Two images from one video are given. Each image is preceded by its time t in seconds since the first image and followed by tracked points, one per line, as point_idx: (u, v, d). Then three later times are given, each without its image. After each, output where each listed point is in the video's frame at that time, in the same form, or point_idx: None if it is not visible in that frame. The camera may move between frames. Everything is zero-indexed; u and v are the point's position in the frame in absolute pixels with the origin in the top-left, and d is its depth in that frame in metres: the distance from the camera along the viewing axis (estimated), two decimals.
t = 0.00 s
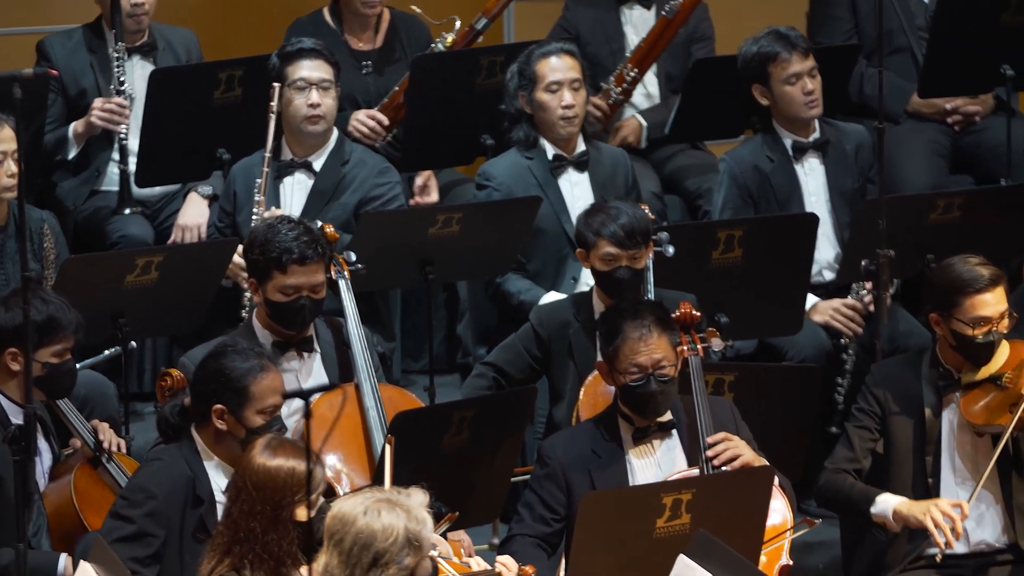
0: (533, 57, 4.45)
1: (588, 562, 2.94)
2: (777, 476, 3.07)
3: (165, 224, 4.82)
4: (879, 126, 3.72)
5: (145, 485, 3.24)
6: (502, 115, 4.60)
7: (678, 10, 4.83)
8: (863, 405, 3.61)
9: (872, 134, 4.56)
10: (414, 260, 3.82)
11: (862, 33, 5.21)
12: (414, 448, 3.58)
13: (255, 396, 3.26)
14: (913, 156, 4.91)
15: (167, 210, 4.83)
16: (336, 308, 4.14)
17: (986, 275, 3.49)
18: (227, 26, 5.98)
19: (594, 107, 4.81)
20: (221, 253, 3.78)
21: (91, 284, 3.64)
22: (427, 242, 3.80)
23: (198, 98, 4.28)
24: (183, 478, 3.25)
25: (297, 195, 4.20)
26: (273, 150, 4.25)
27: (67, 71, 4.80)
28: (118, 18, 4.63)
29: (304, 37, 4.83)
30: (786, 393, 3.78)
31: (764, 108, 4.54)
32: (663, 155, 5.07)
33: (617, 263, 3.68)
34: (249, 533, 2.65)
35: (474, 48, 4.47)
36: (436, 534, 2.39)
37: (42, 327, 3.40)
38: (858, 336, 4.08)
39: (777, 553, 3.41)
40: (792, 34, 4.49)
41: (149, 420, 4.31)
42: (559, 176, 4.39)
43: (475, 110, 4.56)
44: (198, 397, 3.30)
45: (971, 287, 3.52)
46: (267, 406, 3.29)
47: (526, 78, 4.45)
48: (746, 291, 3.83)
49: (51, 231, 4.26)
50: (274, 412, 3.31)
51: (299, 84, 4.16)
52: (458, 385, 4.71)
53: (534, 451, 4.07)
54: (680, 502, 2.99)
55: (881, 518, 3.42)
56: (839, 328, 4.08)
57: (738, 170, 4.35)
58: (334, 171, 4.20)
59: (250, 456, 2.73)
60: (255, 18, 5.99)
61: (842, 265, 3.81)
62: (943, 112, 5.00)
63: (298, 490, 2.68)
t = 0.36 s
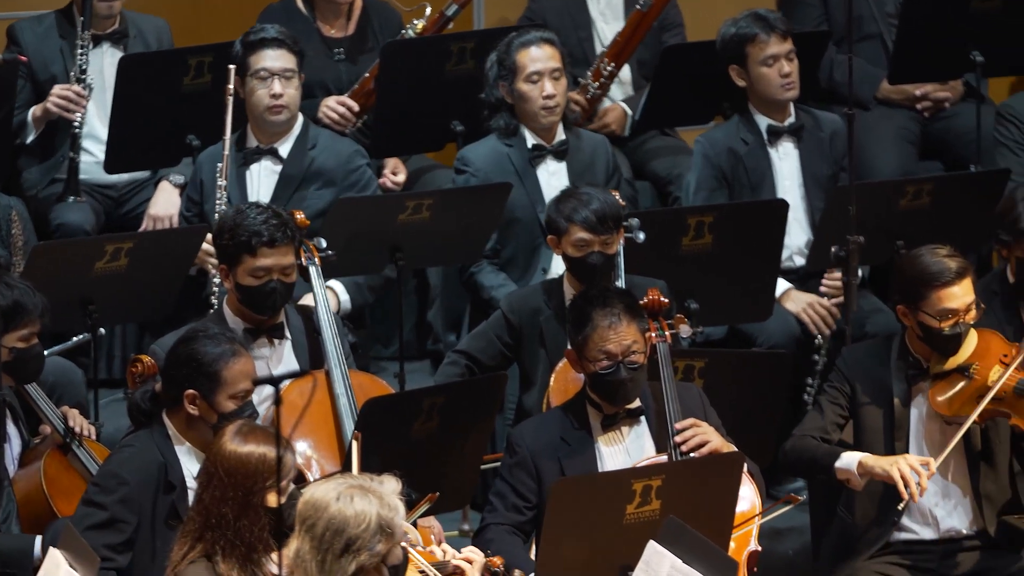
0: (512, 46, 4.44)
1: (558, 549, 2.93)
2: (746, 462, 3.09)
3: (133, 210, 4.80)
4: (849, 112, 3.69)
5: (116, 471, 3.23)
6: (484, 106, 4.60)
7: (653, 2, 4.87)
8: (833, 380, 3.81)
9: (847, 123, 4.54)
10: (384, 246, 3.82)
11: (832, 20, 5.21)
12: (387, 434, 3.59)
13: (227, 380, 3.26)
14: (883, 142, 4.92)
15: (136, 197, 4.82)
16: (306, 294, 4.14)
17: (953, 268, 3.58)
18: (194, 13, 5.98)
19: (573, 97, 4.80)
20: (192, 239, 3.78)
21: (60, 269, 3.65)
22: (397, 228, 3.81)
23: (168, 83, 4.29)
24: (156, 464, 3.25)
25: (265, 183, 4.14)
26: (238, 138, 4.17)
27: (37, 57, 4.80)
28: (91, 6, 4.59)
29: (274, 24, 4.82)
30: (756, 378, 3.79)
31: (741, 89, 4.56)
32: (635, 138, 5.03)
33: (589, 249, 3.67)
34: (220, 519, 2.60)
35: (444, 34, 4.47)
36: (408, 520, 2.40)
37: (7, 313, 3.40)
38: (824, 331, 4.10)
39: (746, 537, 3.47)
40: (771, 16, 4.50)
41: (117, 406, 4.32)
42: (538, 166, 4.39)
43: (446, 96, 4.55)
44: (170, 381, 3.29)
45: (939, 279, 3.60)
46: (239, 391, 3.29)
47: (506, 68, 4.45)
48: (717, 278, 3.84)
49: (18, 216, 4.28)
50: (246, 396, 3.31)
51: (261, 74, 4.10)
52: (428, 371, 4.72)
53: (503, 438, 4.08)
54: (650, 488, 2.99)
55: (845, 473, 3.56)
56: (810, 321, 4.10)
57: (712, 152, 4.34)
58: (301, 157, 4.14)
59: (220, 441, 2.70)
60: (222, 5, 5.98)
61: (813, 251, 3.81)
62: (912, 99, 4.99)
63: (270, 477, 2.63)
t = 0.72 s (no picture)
0: (505, 39, 4.37)
1: (527, 537, 2.94)
2: (714, 452, 3.09)
3: (102, 200, 4.81)
4: (819, 100, 3.68)
5: (84, 461, 3.22)
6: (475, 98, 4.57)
7: None
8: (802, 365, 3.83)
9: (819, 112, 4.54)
10: (353, 235, 3.81)
11: (801, 7, 5.20)
12: (356, 423, 3.59)
13: (193, 367, 3.25)
14: (852, 131, 4.90)
15: (104, 186, 4.82)
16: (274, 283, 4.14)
17: (922, 265, 3.60)
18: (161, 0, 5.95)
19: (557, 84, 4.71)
20: (161, 227, 3.77)
21: (28, 258, 3.65)
22: (366, 217, 3.80)
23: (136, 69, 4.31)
24: (123, 453, 3.24)
25: (236, 172, 4.15)
26: (208, 127, 4.17)
27: (4, 46, 4.78)
28: None
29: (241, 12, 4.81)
30: (726, 366, 3.78)
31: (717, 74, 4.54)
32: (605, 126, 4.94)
33: (559, 238, 3.66)
34: (190, 506, 2.60)
35: (413, 22, 4.46)
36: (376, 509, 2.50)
37: None
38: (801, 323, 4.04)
39: (715, 525, 3.52)
40: (748, 1, 4.49)
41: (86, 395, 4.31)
42: (519, 159, 4.35)
43: (415, 84, 4.55)
44: (136, 370, 3.28)
45: (908, 275, 3.62)
46: (205, 378, 3.27)
47: (494, 59, 4.40)
48: (687, 266, 3.84)
49: None
50: (213, 384, 3.29)
51: (231, 64, 4.08)
52: (396, 359, 4.72)
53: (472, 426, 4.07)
54: (618, 476, 2.99)
55: (810, 457, 3.58)
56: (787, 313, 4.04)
57: (686, 138, 4.35)
58: (273, 146, 4.14)
59: (188, 427, 2.69)
60: None
61: (782, 239, 3.81)
62: (881, 87, 4.99)
63: (241, 464, 2.63)
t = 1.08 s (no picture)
0: (470, 32, 4.36)
1: (491, 527, 2.93)
2: (677, 442, 3.10)
3: (63, 189, 4.83)
4: (781, 90, 3.69)
5: (44, 451, 3.18)
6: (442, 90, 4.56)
7: None
8: (767, 357, 3.81)
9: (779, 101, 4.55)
10: (316, 226, 3.81)
11: None
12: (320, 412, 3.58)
13: (150, 354, 3.26)
14: (814, 121, 4.89)
15: (65, 175, 4.84)
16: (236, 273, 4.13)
17: (886, 257, 3.60)
18: None
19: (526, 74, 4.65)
20: (122, 216, 3.76)
21: None
22: (330, 207, 3.80)
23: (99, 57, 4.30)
24: (83, 443, 3.21)
25: (200, 161, 4.16)
26: (173, 115, 4.18)
27: None
28: None
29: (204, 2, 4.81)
30: (689, 355, 3.78)
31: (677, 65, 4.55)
32: (569, 116, 4.88)
33: (521, 230, 3.67)
34: (157, 499, 2.61)
35: (376, 12, 4.46)
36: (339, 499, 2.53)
37: None
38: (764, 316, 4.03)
39: (680, 513, 3.52)
40: None
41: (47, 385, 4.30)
42: (481, 150, 4.36)
43: (377, 74, 4.55)
44: (93, 358, 3.28)
45: (872, 267, 3.61)
46: (163, 363, 3.28)
47: (459, 50, 4.39)
48: (649, 256, 3.84)
49: None
50: (171, 369, 3.30)
51: (195, 53, 4.09)
52: (359, 350, 4.72)
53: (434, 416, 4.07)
54: (582, 465, 2.99)
55: (773, 451, 3.58)
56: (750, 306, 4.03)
57: (646, 129, 4.34)
58: (238, 136, 4.16)
59: (156, 420, 2.71)
60: None
61: (745, 229, 3.81)
62: (843, 77, 4.97)
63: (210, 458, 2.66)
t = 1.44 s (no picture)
0: (431, 28, 4.25)
1: (453, 521, 2.93)
2: (641, 431, 3.10)
3: (25, 178, 4.81)
4: (742, 81, 3.71)
5: (4, 443, 3.16)
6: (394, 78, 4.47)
7: None
8: (731, 349, 3.79)
9: (740, 91, 4.55)
10: (278, 216, 3.81)
11: None
12: (282, 404, 3.59)
13: (110, 344, 3.25)
14: (779, 114, 4.86)
15: (28, 165, 4.82)
16: (198, 264, 4.13)
17: (853, 255, 3.62)
18: None
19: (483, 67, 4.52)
20: (84, 207, 3.76)
21: None
22: (292, 197, 3.80)
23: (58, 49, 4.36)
24: (44, 433, 3.19)
25: (164, 151, 4.17)
26: (136, 106, 4.20)
27: None
28: None
29: None
30: (652, 346, 3.78)
31: (634, 57, 4.54)
32: (532, 107, 4.88)
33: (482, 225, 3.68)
34: (123, 487, 2.66)
35: (339, 2, 4.47)
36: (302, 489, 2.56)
37: None
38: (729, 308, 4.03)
39: (640, 504, 3.53)
40: None
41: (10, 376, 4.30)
42: (432, 145, 4.29)
43: (339, 64, 4.55)
44: (53, 350, 3.25)
45: (838, 264, 3.63)
46: (124, 354, 3.27)
47: (417, 46, 4.28)
48: (611, 247, 3.84)
49: None
50: (131, 359, 3.29)
51: (159, 44, 4.12)
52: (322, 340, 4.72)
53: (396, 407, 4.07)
54: (545, 456, 3.00)
55: (730, 448, 3.62)
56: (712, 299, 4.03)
57: (606, 123, 4.35)
58: (203, 126, 4.18)
59: (123, 408, 2.74)
60: None
61: (708, 220, 3.81)
62: (806, 67, 4.96)
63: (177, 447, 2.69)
